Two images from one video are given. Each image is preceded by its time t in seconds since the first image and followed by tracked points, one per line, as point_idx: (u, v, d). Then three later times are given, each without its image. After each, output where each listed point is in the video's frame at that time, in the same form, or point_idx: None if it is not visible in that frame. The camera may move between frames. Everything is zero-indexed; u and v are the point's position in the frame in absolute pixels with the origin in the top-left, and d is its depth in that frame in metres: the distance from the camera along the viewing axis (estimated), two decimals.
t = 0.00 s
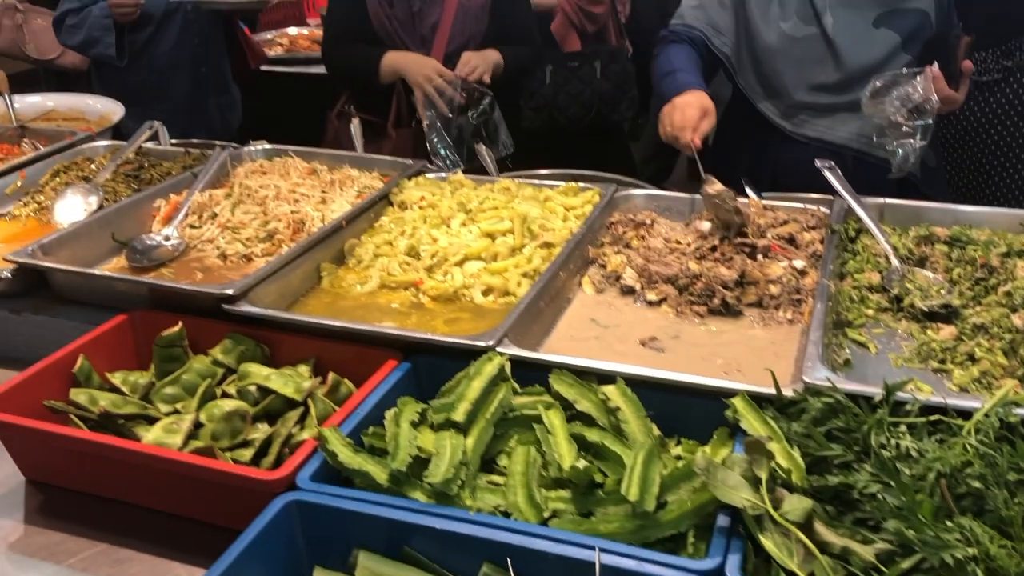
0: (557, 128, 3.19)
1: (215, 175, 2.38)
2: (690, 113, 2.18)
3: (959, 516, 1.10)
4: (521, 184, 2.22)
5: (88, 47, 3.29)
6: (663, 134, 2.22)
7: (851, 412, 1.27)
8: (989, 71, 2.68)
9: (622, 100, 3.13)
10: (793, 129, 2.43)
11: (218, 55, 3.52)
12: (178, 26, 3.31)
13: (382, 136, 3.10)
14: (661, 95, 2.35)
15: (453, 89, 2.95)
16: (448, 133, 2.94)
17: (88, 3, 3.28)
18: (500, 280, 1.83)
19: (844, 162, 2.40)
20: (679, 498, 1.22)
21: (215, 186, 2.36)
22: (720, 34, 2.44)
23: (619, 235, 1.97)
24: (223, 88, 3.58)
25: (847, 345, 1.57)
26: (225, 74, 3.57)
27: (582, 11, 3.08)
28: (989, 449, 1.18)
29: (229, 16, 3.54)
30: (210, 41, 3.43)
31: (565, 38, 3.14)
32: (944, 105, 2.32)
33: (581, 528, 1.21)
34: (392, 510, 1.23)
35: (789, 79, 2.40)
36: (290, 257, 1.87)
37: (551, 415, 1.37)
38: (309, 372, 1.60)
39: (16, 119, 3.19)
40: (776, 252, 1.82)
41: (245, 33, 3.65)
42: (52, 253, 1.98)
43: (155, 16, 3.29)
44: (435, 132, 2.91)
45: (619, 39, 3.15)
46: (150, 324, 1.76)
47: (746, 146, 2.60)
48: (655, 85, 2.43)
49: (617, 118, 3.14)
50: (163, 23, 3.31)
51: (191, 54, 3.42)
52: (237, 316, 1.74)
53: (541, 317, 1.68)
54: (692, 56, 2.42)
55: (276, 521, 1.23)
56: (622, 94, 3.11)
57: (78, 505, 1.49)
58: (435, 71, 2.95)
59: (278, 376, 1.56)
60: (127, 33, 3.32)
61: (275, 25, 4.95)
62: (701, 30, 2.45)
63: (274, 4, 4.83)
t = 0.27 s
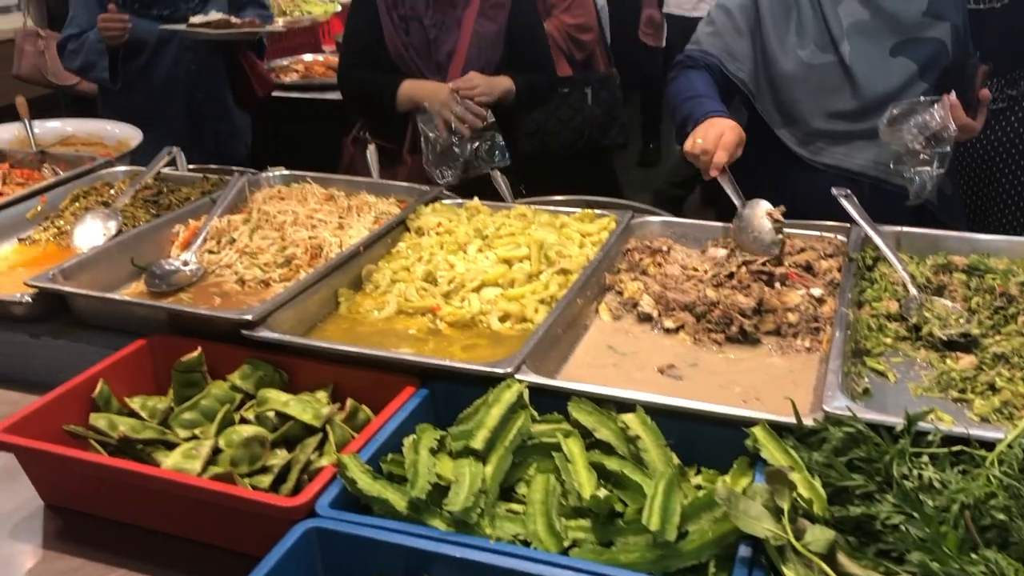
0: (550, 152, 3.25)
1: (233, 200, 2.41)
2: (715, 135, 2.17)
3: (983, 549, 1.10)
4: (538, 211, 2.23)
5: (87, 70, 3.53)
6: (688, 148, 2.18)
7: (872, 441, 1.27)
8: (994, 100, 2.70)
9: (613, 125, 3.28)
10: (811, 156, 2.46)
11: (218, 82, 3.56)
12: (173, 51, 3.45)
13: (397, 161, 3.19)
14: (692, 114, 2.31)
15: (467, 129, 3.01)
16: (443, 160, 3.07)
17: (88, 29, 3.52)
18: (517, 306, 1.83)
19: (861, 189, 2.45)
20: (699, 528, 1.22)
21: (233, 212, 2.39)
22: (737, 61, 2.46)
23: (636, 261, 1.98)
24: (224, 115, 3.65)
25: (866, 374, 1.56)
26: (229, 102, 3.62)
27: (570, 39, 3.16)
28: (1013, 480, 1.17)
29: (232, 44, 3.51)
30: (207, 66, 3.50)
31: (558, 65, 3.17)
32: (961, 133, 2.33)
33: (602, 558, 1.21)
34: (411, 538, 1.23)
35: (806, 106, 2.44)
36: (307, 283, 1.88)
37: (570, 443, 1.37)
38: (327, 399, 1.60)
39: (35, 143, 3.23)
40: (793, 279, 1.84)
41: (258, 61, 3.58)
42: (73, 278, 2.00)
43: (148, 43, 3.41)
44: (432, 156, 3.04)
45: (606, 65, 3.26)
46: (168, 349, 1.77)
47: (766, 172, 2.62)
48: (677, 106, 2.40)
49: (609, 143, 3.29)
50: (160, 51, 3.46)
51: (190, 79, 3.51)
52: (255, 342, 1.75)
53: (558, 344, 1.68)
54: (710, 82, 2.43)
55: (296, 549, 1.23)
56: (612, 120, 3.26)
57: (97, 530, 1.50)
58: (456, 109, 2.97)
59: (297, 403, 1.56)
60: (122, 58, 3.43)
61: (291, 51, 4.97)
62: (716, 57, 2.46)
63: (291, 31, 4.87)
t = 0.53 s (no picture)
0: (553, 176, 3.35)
1: (247, 225, 2.43)
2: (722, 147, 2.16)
3: None
4: (550, 237, 2.25)
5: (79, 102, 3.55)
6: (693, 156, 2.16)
7: (889, 471, 1.26)
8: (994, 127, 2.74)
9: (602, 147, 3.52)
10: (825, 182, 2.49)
11: (212, 110, 3.63)
12: (161, 82, 3.55)
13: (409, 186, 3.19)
14: (698, 125, 2.32)
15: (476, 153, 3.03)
16: (452, 186, 3.07)
17: (80, 60, 3.54)
18: (531, 332, 1.84)
19: (875, 217, 2.48)
20: (716, 557, 1.21)
21: (247, 237, 2.41)
22: (743, 89, 2.49)
23: (648, 288, 1.99)
24: (219, 143, 3.71)
25: (881, 403, 1.56)
26: (224, 130, 3.68)
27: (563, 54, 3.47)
28: None
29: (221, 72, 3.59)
30: (196, 96, 3.59)
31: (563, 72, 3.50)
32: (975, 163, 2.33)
33: None
34: (426, 567, 1.23)
35: (819, 133, 2.47)
36: (322, 308, 1.89)
37: (585, 471, 1.37)
38: (340, 425, 1.61)
39: (50, 168, 3.26)
40: (806, 307, 1.84)
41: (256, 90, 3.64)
42: (88, 302, 2.02)
43: (137, 71, 3.55)
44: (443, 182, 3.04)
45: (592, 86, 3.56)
46: (183, 373, 1.77)
47: (780, 198, 2.64)
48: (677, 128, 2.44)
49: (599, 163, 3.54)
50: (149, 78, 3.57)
51: (181, 106, 3.59)
52: (270, 368, 1.75)
53: (571, 371, 1.68)
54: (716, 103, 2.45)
55: None
56: (601, 141, 3.50)
57: (110, 556, 1.50)
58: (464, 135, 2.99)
59: (311, 429, 1.57)
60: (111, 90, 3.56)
61: (303, 77, 4.98)
62: (723, 84, 2.50)
63: (304, 57, 4.91)
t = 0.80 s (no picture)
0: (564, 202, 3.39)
1: (261, 250, 2.46)
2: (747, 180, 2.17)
3: None
4: (562, 262, 2.26)
5: (58, 130, 3.56)
6: (718, 197, 2.17)
7: (903, 499, 1.26)
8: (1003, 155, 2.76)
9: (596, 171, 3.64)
10: (837, 209, 2.50)
11: (192, 138, 3.67)
12: (138, 110, 3.57)
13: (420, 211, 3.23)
14: (718, 155, 2.33)
15: (486, 183, 3.00)
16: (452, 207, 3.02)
17: (57, 87, 3.56)
18: (543, 357, 1.85)
19: (885, 243, 2.50)
20: None
21: (261, 261, 2.43)
22: (755, 117, 2.53)
23: (660, 314, 2.00)
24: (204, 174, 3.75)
25: (894, 431, 1.55)
26: (206, 161, 3.73)
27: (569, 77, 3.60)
28: None
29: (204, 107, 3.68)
30: (174, 124, 3.62)
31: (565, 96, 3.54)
32: (987, 191, 2.34)
33: None
34: None
35: (830, 161, 2.49)
36: (335, 333, 1.90)
37: (598, 497, 1.37)
38: (354, 450, 1.61)
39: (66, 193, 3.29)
40: (819, 334, 1.84)
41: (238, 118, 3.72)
42: (103, 325, 2.03)
43: (113, 100, 3.57)
44: (441, 203, 3.01)
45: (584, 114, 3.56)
46: (197, 397, 1.79)
47: (791, 225, 2.65)
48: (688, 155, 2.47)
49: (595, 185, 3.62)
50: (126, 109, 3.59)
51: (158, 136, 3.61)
52: (284, 393, 1.76)
53: (584, 397, 1.68)
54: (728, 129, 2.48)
55: None
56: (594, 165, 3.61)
57: None
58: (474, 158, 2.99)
59: (325, 453, 1.58)
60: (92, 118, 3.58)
61: (316, 103, 5.08)
62: (734, 111, 2.53)
63: (318, 83, 4.98)
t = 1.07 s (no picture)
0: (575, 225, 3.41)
1: (274, 273, 2.48)
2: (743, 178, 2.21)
3: None
4: (572, 286, 2.28)
5: (37, 153, 3.54)
6: (714, 194, 2.23)
7: (916, 526, 1.26)
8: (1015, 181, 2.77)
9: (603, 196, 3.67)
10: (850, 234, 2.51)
11: (169, 167, 3.66)
12: (117, 135, 3.59)
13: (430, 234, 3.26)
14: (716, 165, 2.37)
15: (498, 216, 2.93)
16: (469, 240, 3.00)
17: (37, 111, 3.55)
18: (554, 382, 1.86)
19: (898, 267, 2.50)
20: None
21: (274, 284, 2.45)
22: (766, 141, 2.54)
23: (671, 339, 2.01)
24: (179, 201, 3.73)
25: (906, 458, 1.55)
26: (184, 186, 3.72)
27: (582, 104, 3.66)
28: None
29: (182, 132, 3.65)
30: (153, 152, 3.62)
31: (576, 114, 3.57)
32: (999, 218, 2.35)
33: None
34: None
35: (843, 186, 2.50)
36: (348, 356, 1.91)
37: (610, 523, 1.37)
38: (366, 473, 1.62)
39: (81, 216, 3.33)
40: (830, 360, 1.84)
41: (219, 147, 3.70)
42: (118, 347, 2.05)
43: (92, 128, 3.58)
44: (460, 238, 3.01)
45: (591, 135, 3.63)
46: (211, 420, 1.80)
47: (803, 250, 2.66)
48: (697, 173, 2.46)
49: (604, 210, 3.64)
50: (103, 135, 3.60)
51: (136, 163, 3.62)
52: (296, 415, 1.77)
53: (596, 421, 1.69)
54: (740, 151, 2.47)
55: None
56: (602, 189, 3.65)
57: None
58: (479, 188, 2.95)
59: (338, 477, 1.58)
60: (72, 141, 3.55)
61: (329, 127, 5.13)
62: (745, 135, 2.53)
63: (332, 108, 5.06)
